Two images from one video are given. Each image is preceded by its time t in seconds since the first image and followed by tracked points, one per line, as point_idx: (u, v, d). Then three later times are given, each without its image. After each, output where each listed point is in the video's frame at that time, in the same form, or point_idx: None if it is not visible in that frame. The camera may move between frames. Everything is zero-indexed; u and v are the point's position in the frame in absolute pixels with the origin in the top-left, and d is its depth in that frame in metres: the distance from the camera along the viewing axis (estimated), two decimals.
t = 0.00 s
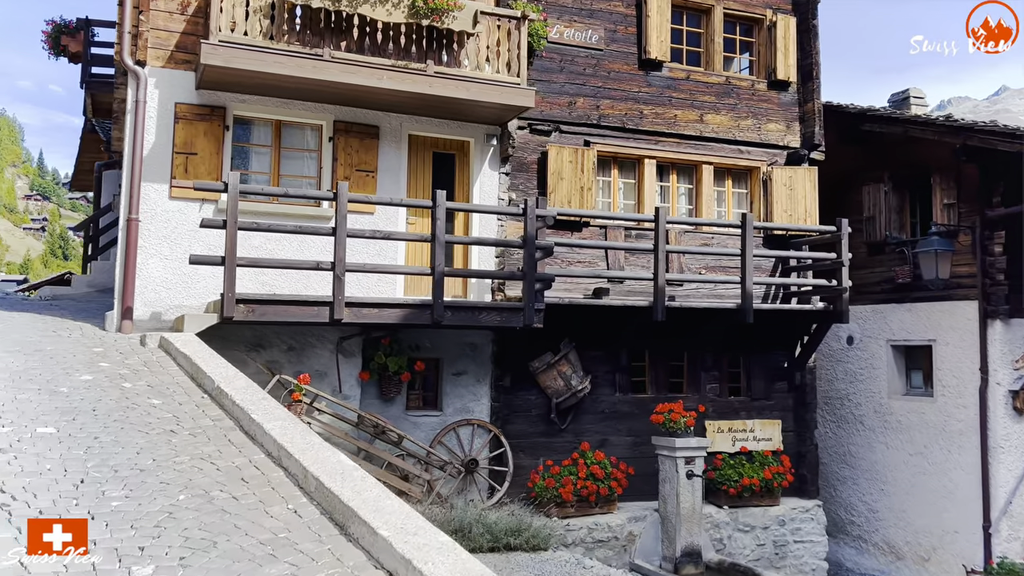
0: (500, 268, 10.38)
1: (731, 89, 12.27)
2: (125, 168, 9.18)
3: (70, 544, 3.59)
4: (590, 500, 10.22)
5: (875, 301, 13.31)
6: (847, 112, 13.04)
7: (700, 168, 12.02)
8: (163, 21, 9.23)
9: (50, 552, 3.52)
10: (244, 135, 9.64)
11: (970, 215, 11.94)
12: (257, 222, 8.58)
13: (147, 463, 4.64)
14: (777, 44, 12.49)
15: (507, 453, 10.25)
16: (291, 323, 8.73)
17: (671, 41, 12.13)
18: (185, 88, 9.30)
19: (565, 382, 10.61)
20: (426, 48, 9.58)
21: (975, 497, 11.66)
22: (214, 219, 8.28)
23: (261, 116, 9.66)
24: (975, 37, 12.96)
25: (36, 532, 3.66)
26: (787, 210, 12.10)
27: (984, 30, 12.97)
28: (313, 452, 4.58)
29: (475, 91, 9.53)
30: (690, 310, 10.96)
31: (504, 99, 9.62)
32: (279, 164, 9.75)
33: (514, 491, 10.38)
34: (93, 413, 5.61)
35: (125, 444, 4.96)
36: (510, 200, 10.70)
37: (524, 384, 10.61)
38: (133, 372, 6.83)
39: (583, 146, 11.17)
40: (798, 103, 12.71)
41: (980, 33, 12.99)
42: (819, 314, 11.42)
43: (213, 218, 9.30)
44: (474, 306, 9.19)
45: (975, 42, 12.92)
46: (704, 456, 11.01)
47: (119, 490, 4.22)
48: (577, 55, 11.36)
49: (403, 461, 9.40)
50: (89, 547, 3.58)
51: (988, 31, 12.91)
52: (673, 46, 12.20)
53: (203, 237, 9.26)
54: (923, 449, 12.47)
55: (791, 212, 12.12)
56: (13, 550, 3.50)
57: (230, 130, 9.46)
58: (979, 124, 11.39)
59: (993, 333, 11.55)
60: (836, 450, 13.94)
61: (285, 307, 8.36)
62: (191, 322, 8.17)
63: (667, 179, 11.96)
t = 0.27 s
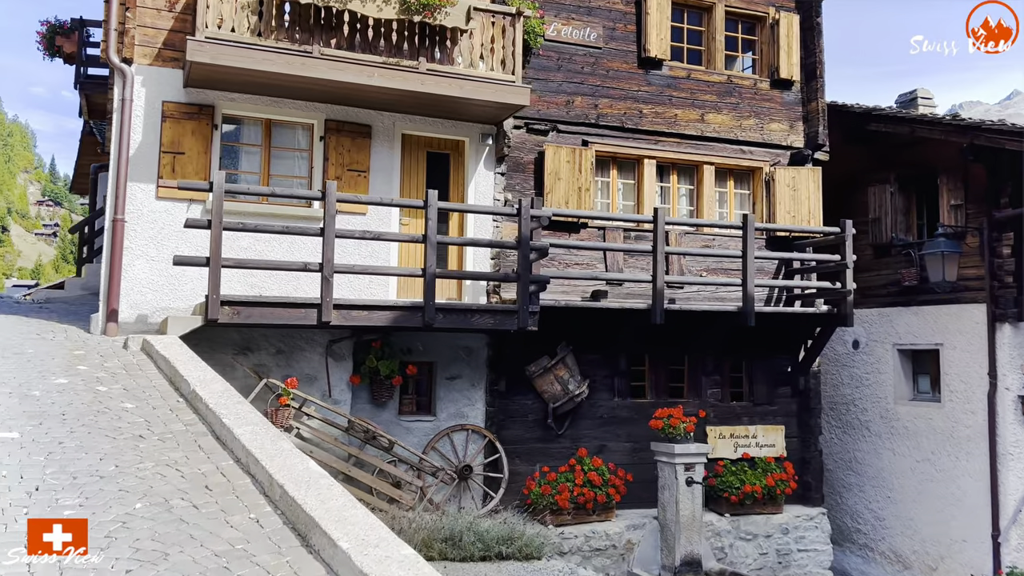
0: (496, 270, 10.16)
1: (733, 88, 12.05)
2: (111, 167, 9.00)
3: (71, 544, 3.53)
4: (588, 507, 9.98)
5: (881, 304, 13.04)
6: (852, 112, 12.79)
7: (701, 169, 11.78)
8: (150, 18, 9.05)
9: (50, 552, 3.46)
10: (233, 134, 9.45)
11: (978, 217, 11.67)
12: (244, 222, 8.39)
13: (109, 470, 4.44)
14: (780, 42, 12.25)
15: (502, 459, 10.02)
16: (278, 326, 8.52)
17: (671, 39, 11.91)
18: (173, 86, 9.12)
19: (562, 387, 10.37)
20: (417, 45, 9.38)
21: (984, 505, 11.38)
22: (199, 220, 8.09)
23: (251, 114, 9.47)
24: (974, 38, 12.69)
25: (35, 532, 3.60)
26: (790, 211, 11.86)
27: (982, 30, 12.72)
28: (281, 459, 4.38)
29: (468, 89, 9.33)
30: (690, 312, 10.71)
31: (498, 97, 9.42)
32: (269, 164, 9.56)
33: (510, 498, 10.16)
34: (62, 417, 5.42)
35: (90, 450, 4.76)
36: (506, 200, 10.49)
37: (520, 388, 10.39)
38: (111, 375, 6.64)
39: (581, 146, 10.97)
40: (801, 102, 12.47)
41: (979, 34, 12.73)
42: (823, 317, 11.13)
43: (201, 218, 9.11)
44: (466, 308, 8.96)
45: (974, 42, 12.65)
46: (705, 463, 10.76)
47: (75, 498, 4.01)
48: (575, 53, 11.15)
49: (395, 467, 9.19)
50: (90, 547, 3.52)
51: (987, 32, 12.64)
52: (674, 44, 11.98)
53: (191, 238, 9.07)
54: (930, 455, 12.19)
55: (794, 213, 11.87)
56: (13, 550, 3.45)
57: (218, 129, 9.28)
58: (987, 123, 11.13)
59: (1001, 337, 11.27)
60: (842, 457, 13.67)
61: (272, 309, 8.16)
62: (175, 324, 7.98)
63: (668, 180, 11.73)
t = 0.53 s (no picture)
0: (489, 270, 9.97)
1: (732, 85, 11.83)
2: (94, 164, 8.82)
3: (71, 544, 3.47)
4: (582, 512, 9.75)
5: (884, 305, 12.79)
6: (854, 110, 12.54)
7: (699, 167, 11.56)
8: (134, 12, 8.88)
9: (50, 551, 3.41)
10: (219, 130, 9.26)
11: (982, 216, 11.43)
12: (228, 220, 8.20)
13: (65, 472, 4.24)
14: (780, 38, 12.03)
15: (495, 463, 9.79)
16: (263, 325, 8.32)
17: (669, 35, 11.71)
18: (158, 81, 8.94)
19: (556, 389, 10.12)
20: (407, 39, 9.25)
21: (989, 510, 11.12)
22: (180, 217, 7.90)
23: (238, 110, 9.28)
24: (973, 38, 12.43)
25: (35, 533, 3.54)
26: (790, 210, 11.63)
27: (981, 28, 12.44)
28: (244, 462, 4.18)
29: (458, 84, 9.13)
30: (688, 313, 10.48)
31: (489, 92, 9.23)
32: (256, 161, 9.36)
33: (502, 502, 9.93)
34: (27, 418, 5.22)
35: (48, 451, 4.56)
36: (499, 198, 10.28)
37: (513, 391, 10.17)
38: (84, 375, 6.45)
39: (577, 144, 10.76)
40: (802, 99, 12.25)
41: (979, 33, 12.48)
42: (824, 318, 10.89)
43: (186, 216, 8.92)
44: (455, 308, 8.75)
45: (974, 41, 12.38)
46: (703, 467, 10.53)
47: (24, 502, 3.81)
48: (570, 49, 10.95)
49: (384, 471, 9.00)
50: (90, 547, 3.46)
51: (987, 31, 12.38)
52: (672, 41, 11.77)
53: (175, 237, 8.88)
54: (934, 460, 11.94)
55: (795, 212, 11.64)
56: (14, 550, 3.41)
57: (204, 125, 9.09)
58: (990, 120, 10.89)
59: (1007, 339, 11.01)
60: (845, 461, 13.41)
61: (256, 308, 7.97)
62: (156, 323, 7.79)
63: (666, 178, 11.52)
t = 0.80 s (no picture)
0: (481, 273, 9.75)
1: (730, 85, 11.61)
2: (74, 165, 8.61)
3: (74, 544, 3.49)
4: (575, 522, 9.51)
5: (886, 309, 12.54)
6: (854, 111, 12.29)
7: (696, 168, 11.33)
8: (116, 10, 8.67)
9: (51, 552, 3.42)
10: (203, 130, 9.05)
11: (986, 218, 11.19)
12: (209, 222, 7.99)
13: (15, 487, 4.02)
14: (779, 37, 11.81)
15: (486, 471, 9.56)
16: (246, 330, 8.10)
17: (665, 34, 11.49)
18: (140, 80, 8.73)
19: (549, 395, 9.98)
20: (396, 37, 9.07)
21: (993, 520, 10.86)
22: (160, 219, 7.68)
23: (222, 110, 9.07)
24: (973, 38, 12.21)
25: (36, 532, 3.54)
26: (789, 212, 11.39)
27: (981, 28, 12.22)
28: (203, 477, 3.96)
29: (447, 83, 8.92)
30: (685, 317, 10.25)
31: (479, 92, 9.01)
32: (241, 162, 9.15)
33: (493, 512, 9.70)
34: None
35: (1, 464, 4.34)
36: (491, 200, 10.06)
37: (505, 397, 9.94)
38: (54, 382, 6.23)
39: (571, 145, 10.54)
40: (802, 100, 12.02)
41: (979, 34, 12.24)
42: (824, 323, 10.66)
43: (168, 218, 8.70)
44: (444, 313, 8.51)
45: (974, 41, 12.15)
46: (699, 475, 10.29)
47: None
48: (564, 48, 10.74)
49: (371, 480, 8.77)
50: (90, 546, 3.47)
51: (988, 31, 12.17)
52: (668, 40, 11.55)
53: (157, 239, 8.67)
54: (937, 468, 11.68)
55: (794, 215, 11.40)
56: (14, 550, 3.42)
57: (187, 125, 8.88)
58: (994, 120, 10.66)
59: (1011, 344, 10.76)
60: (846, 468, 13.16)
61: (237, 313, 7.75)
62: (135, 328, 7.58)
63: (662, 180, 11.29)
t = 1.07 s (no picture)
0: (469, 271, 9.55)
1: (724, 81, 11.41)
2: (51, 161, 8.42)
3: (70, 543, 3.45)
4: (564, 526, 9.31)
5: (883, 310, 12.33)
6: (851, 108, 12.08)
7: (690, 166, 11.13)
8: (94, 3, 8.48)
9: (51, 552, 3.41)
10: (184, 126, 8.86)
11: (985, 216, 10.98)
12: (187, 219, 7.79)
13: None
14: (775, 33, 11.61)
15: (473, 474, 9.35)
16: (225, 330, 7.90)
17: (659, 29, 11.29)
18: (118, 74, 8.55)
19: (538, 396, 9.79)
20: (380, 31, 8.87)
21: (992, 524, 10.65)
22: (135, 216, 7.50)
23: (203, 105, 8.88)
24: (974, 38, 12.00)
25: (35, 532, 3.51)
26: (785, 211, 11.19)
27: (981, 28, 12.01)
28: (154, 481, 3.81)
29: (433, 78, 8.72)
30: (678, 317, 10.04)
31: (466, 87, 8.82)
32: (223, 158, 8.96)
33: (481, 515, 9.50)
34: None
35: None
36: (479, 198, 9.87)
37: (493, 398, 9.75)
38: (21, 383, 6.05)
39: (562, 142, 10.34)
40: (798, 97, 11.82)
41: (979, 34, 12.04)
42: (820, 323, 10.45)
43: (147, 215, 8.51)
44: (429, 312, 8.31)
45: (975, 41, 11.94)
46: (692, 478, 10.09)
47: None
48: (555, 43, 10.55)
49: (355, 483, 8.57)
50: (90, 546, 3.46)
51: (988, 31, 11.97)
52: (661, 35, 11.35)
53: (136, 237, 8.48)
54: (935, 471, 11.47)
55: (790, 213, 11.20)
56: (13, 550, 3.40)
57: (167, 120, 8.69)
58: (993, 117, 10.45)
59: (1010, 345, 10.56)
60: (843, 471, 12.95)
61: (215, 313, 7.56)
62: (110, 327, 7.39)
63: (655, 178, 11.09)
